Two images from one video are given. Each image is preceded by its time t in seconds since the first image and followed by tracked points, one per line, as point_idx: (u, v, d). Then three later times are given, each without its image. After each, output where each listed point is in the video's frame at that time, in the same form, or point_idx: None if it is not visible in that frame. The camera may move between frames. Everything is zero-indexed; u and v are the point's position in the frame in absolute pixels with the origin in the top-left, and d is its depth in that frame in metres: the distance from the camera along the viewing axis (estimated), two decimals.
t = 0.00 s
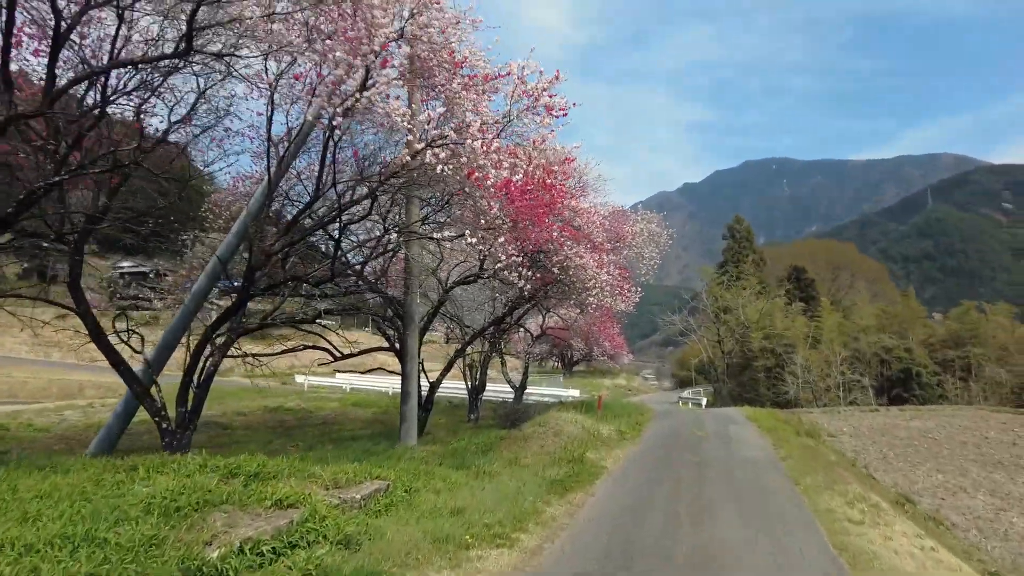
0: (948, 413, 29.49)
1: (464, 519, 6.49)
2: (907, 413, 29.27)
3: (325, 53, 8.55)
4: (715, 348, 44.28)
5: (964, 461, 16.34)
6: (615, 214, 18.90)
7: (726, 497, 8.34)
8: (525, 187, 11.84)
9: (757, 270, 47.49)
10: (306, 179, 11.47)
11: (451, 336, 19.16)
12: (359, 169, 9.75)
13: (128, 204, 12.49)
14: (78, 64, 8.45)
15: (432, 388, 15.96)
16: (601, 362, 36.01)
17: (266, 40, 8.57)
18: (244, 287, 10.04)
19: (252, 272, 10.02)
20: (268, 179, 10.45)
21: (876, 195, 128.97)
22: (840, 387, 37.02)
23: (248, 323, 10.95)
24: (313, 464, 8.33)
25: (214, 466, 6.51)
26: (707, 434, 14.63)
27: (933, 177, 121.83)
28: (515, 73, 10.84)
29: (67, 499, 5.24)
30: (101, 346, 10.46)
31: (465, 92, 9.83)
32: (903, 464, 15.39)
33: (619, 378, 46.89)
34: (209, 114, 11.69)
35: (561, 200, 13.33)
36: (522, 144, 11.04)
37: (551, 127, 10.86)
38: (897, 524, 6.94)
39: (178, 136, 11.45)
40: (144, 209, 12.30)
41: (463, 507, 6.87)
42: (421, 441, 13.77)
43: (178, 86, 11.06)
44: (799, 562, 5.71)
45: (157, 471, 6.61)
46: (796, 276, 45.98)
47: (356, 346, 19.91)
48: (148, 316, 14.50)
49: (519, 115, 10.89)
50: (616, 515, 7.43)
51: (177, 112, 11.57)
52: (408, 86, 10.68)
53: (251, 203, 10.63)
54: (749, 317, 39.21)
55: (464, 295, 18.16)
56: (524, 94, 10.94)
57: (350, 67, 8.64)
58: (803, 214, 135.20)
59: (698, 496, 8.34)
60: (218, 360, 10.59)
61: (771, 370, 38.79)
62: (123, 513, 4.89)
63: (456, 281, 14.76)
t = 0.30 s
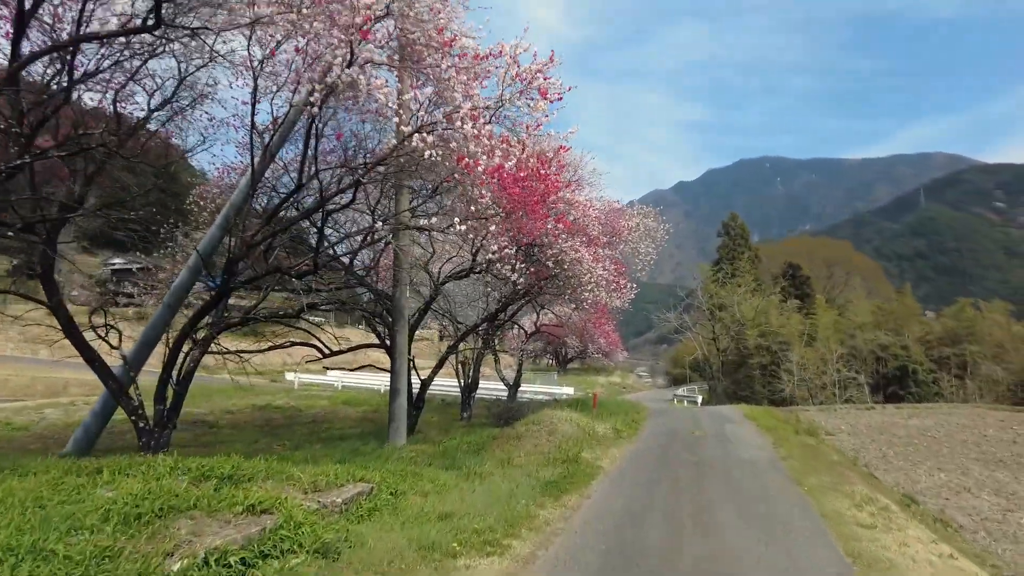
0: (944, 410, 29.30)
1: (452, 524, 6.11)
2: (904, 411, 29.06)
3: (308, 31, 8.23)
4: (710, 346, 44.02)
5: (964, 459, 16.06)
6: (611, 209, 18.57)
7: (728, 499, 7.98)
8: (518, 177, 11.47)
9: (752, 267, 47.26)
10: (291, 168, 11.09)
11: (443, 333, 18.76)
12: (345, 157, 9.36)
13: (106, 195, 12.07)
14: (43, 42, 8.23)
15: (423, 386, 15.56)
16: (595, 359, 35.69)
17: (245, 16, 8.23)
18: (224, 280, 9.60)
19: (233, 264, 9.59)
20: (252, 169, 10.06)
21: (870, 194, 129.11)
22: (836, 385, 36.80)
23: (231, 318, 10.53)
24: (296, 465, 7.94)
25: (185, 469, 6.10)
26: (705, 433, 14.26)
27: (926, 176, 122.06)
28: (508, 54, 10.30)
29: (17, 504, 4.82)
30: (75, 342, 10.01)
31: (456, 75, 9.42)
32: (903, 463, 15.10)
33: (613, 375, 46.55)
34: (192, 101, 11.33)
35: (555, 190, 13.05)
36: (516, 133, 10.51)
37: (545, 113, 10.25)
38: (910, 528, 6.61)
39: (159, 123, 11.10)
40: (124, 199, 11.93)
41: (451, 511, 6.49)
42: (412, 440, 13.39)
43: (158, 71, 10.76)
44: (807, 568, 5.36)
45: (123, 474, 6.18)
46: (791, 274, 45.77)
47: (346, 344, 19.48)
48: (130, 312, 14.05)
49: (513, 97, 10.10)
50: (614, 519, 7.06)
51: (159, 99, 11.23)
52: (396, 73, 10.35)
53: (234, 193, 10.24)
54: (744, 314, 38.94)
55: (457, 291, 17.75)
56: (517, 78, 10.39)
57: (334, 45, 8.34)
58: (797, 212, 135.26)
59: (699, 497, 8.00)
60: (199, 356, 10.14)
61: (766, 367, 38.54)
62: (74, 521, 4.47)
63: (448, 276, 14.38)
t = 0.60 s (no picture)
0: (940, 413, 29.11)
1: (443, 540, 5.73)
2: (900, 413, 28.89)
3: (292, 16, 7.89)
4: (704, 347, 43.79)
5: (965, 464, 15.82)
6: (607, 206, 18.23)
7: (732, 510, 7.62)
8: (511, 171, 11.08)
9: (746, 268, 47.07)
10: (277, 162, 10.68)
11: (436, 333, 18.37)
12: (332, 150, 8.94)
13: (85, 189, 11.65)
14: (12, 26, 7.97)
15: (414, 388, 15.16)
16: (590, 360, 35.35)
17: None
18: (203, 278, 9.14)
19: (213, 262, 9.14)
20: (235, 163, 9.62)
21: (863, 195, 129.48)
22: (831, 386, 36.61)
23: (212, 318, 10.10)
24: (278, 475, 7.54)
25: (154, 479, 5.68)
26: (703, 437, 13.90)
27: (919, 178, 122.54)
28: (503, 41, 9.84)
29: None
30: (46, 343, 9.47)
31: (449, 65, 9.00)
32: (905, 467, 14.83)
33: (607, 376, 46.23)
34: (176, 92, 10.92)
35: (550, 186, 12.69)
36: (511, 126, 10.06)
37: (540, 104, 9.77)
38: (926, 546, 6.28)
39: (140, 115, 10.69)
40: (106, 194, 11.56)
41: (441, 526, 6.10)
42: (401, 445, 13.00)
43: (138, 61, 10.39)
44: None
45: (87, 485, 5.76)
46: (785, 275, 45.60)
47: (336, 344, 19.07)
48: (110, 311, 13.58)
49: (506, 86, 9.59)
50: (613, 533, 6.71)
51: (140, 89, 10.83)
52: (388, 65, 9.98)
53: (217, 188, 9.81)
54: (739, 315, 38.68)
55: (449, 290, 17.36)
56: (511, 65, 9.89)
57: (318, 31, 8.00)
58: (790, 214, 135.57)
59: (701, 511, 7.62)
60: (179, 357, 9.70)
61: (761, 369, 38.33)
62: (24, 544, 4.05)
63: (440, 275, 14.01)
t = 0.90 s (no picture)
0: (933, 414, 28.92)
1: (424, 553, 5.32)
2: (893, 414, 28.69)
3: None
4: (696, 347, 43.53)
5: (963, 466, 15.55)
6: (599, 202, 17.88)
7: (733, 525, 7.20)
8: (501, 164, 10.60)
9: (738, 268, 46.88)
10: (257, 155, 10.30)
11: (424, 333, 17.95)
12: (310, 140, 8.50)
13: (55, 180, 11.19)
14: None
15: (400, 390, 14.74)
16: (580, 361, 34.97)
17: None
18: (175, 273, 8.70)
19: (183, 256, 8.67)
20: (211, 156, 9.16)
21: (853, 196, 129.99)
22: (824, 387, 36.41)
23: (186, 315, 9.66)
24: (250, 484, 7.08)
25: (108, 489, 5.24)
26: (697, 440, 13.53)
27: (908, 179, 123.16)
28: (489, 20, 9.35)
29: None
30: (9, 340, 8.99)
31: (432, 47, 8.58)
32: (903, 470, 14.53)
33: (599, 377, 45.88)
34: (149, 77, 10.51)
35: (539, 179, 12.33)
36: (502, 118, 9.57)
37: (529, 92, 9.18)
38: (938, 559, 5.93)
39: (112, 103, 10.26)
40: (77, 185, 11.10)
41: (423, 538, 5.69)
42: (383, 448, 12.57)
43: (108, 45, 9.94)
44: None
45: (33, 494, 5.29)
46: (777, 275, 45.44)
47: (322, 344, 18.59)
48: (85, 310, 13.10)
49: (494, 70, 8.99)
50: (608, 545, 6.35)
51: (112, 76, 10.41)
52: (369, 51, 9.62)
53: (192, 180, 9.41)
54: (731, 315, 38.46)
55: (438, 288, 16.93)
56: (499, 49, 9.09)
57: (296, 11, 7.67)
58: (781, 215, 135.93)
59: (701, 522, 7.26)
60: (149, 358, 9.22)
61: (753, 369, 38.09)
62: None
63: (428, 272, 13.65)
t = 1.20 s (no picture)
0: (929, 421, 28.59)
1: None
2: (889, 421, 28.35)
3: None
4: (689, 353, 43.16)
5: (964, 477, 15.18)
6: (592, 207, 17.49)
7: (734, 545, 6.83)
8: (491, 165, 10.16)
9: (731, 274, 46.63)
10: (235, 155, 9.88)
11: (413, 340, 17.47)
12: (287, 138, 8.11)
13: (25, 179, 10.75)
14: None
15: (387, 400, 14.26)
16: (572, 368, 34.53)
17: None
18: (145, 278, 8.20)
19: (153, 260, 8.23)
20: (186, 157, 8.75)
21: (844, 203, 130.47)
22: (818, 394, 36.06)
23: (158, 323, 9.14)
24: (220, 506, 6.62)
25: (54, 517, 4.74)
26: (694, 451, 13.11)
27: (898, 186, 123.75)
28: (474, 11, 8.87)
29: None
30: None
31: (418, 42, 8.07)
32: (904, 481, 14.16)
33: (592, 384, 45.42)
34: (122, 74, 10.18)
35: (529, 180, 11.92)
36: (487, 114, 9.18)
37: (519, 88, 8.67)
38: None
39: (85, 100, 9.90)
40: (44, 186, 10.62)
41: (405, 566, 5.24)
42: (369, 462, 12.09)
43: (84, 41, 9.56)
44: None
45: None
46: (770, 281, 45.20)
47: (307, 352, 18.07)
48: (59, 318, 12.60)
49: (481, 64, 8.45)
50: (607, 569, 5.96)
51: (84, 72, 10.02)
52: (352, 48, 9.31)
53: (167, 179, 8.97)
54: (724, 322, 38.16)
55: (429, 295, 16.47)
56: (486, 41, 8.46)
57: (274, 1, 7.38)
58: (772, 222, 136.19)
59: (701, 541, 6.88)
60: (118, 369, 8.76)
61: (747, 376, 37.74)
62: None
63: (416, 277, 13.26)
